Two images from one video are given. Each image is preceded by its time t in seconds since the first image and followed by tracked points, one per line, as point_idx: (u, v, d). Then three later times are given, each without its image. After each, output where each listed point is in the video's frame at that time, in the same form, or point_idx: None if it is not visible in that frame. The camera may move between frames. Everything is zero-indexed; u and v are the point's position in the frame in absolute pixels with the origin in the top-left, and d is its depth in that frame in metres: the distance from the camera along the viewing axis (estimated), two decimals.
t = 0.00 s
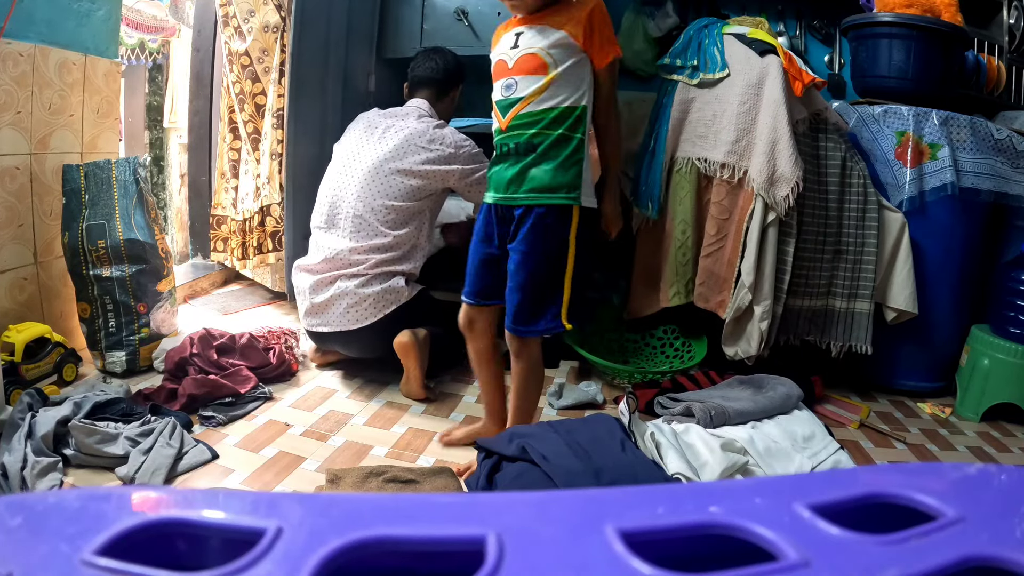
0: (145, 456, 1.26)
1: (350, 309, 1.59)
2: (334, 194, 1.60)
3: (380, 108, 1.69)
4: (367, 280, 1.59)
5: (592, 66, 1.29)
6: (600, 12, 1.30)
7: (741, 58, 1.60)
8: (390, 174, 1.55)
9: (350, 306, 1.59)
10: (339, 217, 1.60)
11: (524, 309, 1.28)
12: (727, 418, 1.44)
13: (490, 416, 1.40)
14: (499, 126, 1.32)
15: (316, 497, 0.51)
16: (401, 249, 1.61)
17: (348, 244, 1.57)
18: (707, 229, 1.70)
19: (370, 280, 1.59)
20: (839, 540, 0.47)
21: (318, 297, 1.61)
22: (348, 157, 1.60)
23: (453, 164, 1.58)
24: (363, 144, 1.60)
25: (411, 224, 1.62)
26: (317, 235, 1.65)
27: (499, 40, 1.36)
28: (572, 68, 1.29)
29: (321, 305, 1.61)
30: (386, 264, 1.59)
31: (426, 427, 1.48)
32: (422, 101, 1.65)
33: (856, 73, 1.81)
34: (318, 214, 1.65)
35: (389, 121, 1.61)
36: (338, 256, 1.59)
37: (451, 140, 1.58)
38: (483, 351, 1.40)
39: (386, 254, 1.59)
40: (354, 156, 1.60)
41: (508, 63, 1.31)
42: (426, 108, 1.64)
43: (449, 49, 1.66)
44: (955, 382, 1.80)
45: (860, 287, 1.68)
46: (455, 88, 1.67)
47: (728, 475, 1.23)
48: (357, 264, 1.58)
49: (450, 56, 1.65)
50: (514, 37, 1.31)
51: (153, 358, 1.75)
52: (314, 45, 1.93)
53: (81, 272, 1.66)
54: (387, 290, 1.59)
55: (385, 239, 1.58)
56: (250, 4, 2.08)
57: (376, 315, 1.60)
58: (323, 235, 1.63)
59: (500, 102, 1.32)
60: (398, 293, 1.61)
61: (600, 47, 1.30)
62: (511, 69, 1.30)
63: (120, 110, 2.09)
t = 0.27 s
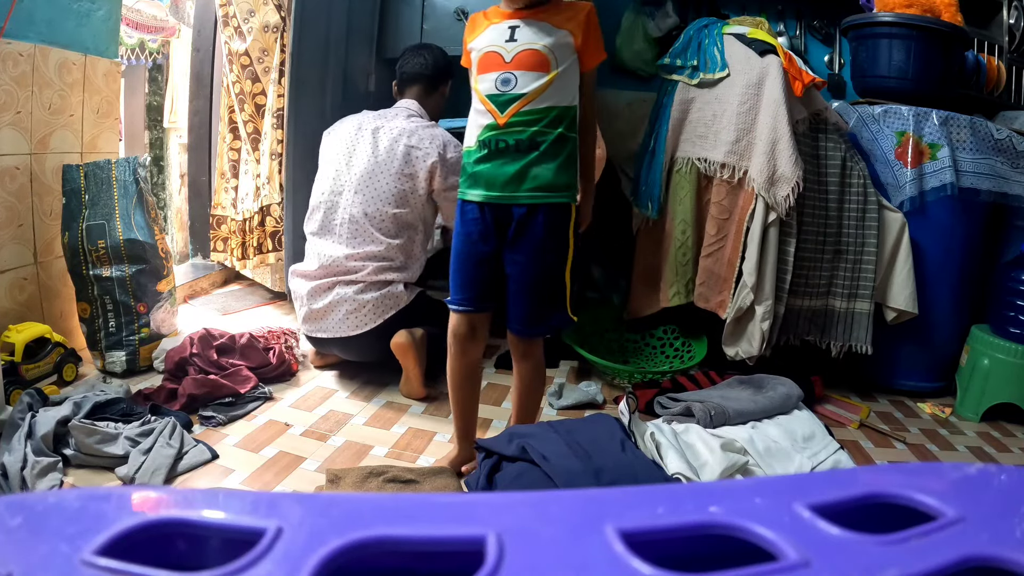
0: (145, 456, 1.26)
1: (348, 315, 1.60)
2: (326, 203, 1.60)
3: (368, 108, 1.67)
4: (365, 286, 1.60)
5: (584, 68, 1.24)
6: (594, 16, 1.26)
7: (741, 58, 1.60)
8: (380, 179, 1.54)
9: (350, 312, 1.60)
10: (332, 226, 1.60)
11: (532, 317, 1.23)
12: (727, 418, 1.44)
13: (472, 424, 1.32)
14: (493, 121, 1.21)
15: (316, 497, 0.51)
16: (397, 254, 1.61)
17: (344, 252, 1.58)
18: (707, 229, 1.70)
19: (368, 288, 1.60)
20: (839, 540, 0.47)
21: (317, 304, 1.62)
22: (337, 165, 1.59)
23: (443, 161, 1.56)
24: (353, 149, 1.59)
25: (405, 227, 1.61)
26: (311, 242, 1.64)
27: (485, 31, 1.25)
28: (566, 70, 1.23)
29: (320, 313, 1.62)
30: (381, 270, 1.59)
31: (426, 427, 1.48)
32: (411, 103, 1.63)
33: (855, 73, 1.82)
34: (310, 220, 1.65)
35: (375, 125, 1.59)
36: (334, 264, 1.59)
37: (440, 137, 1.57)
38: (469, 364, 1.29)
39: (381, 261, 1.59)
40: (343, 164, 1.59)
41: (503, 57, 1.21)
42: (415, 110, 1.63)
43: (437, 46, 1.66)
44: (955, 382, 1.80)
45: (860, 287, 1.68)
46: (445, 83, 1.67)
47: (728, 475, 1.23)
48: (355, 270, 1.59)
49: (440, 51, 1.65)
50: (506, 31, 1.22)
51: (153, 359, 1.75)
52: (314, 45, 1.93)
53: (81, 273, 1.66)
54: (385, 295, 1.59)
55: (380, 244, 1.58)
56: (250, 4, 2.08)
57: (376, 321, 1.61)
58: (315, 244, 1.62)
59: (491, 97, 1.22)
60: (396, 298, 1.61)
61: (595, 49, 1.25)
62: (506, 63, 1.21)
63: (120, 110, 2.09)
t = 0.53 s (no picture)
0: (144, 456, 1.26)
1: (347, 325, 1.61)
2: (316, 212, 1.59)
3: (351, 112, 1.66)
4: (362, 296, 1.61)
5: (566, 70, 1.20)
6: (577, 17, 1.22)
7: (741, 58, 1.60)
8: (370, 185, 1.53)
9: (346, 322, 1.61)
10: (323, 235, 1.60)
11: (519, 322, 1.20)
12: (727, 418, 1.44)
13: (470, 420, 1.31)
14: (481, 118, 1.15)
15: (316, 497, 0.51)
16: (391, 260, 1.60)
17: (337, 262, 1.58)
18: (707, 229, 1.70)
19: (367, 297, 1.61)
20: (839, 540, 0.47)
21: (314, 313, 1.62)
22: (324, 174, 1.58)
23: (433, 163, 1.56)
24: (341, 156, 1.57)
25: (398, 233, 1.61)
26: (302, 252, 1.64)
27: (470, 27, 1.18)
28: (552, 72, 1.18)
29: (318, 322, 1.62)
30: (375, 277, 1.58)
31: (426, 427, 1.48)
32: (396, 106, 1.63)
33: (855, 73, 1.82)
34: (301, 229, 1.64)
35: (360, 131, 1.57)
36: (328, 274, 1.60)
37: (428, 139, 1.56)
38: (462, 363, 1.28)
39: (375, 268, 1.58)
40: (331, 173, 1.57)
41: (491, 53, 1.15)
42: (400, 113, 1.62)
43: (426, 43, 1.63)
44: (954, 382, 1.80)
45: (859, 287, 1.68)
46: (433, 80, 1.67)
47: (727, 475, 1.23)
48: (351, 279, 1.59)
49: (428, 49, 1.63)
50: (494, 27, 1.16)
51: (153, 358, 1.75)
52: (314, 45, 1.93)
53: (81, 273, 1.66)
54: (380, 304, 1.61)
55: (374, 251, 1.57)
56: (250, 4, 2.08)
57: (373, 329, 1.62)
58: (306, 254, 1.62)
59: (476, 94, 1.15)
60: (393, 305, 1.63)
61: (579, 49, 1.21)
62: (495, 60, 1.14)
63: (120, 109, 2.09)
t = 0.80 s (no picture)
0: (144, 456, 1.26)
1: (347, 330, 1.61)
2: (308, 217, 1.59)
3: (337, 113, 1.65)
4: (360, 301, 1.61)
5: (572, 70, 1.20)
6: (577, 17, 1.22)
7: (741, 58, 1.60)
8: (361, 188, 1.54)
9: (346, 327, 1.61)
10: (316, 241, 1.60)
11: (548, 323, 1.16)
12: (727, 418, 1.44)
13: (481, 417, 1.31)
14: (498, 118, 1.12)
15: (316, 497, 0.51)
16: (386, 262, 1.60)
17: (333, 266, 1.59)
18: (706, 229, 1.70)
19: (367, 301, 1.61)
20: (839, 540, 0.47)
21: (312, 319, 1.63)
22: (315, 180, 1.58)
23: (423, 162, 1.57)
24: (331, 160, 1.58)
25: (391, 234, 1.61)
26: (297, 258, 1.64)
27: (477, 17, 1.13)
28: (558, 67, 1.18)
29: (318, 328, 1.63)
30: (372, 279, 1.59)
31: (426, 427, 1.48)
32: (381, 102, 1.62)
33: (855, 73, 1.82)
34: (295, 236, 1.64)
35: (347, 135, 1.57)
36: (325, 278, 1.60)
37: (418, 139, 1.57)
38: (467, 363, 1.27)
39: (372, 271, 1.59)
40: (321, 179, 1.58)
41: (506, 50, 1.11)
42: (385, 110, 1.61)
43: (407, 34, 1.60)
44: (954, 382, 1.80)
45: (859, 287, 1.68)
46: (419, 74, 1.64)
47: (727, 475, 1.23)
48: (348, 283, 1.60)
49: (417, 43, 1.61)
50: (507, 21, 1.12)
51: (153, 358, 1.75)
52: (314, 44, 1.93)
53: (81, 273, 1.66)
54: (380, 308, 1.61)
55: (368, 253, 1.58)
56: (250, 4, 2.08)
57: (373, 334, 1.62)
58: (300, 260, 1.62)
59: (490, 92, 1.12)
60: (393, 309, 1.63)
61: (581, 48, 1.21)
62: (510, 57, 1.11)
63: (120, 109, 2.09)
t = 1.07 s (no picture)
0: (144, 456, 1.26)
1: (347, 331, 1.61)
2: (305, 220, 1.59)
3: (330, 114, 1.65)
4: (359, 302, 1.60)
5: (617, 72, 1.16)
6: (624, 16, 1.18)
7: (741, 58, 1.60)
8: (356, 189, 1.53)
9: (346, 329, 1.61)
10: (312, 244, 1.60)
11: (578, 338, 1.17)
12: (727, 418, 1.44)
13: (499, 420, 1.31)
14: (543, 119, 1.09)
15: (316, 497, 0.51)
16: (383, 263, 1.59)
17: (329, 269, 1.58)
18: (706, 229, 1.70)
19: (366, 302, 1.61)
20: (839, 540, 0.47)
21: (311, 321, 1.63)
22: (308, 183, 1.58)
23: (417, 160, 1.56)
24: (324, 162, 1.58)
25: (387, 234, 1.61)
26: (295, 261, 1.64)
27: (521, 13, 1.09)
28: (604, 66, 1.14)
29: (318, 330, 1.63)
30: (370, 281, 1.58)
31: (426, 427, 1.48)
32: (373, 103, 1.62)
33: (855, 73, 1.82)
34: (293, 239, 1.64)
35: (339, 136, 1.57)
36: (322, 281, 1.60)
37: (410, 137, 1.56)
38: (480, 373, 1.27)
39: (369, 272, 1.58)
40: (315, 181, 1.58)
41: (553, 48, 1.08)
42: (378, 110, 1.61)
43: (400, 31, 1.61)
44: (954, 382, 1.80)
45: (859, 288, 1.68)
46: (411, 70, 1.64)
47: (727, 475, 1.23)
48: (345, 285, 1.60)
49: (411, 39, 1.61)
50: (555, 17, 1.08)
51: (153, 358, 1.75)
52: (314, 44, 1.93)
53: (81, 273, 1.66)
54: (379, 309, 1.60)
55: (364, 255, 1.57)
56: (250, 4, 2.07)
57: (374, 334, 1.62)
58: (297, 263, 1.62)
59: (536, 92, 1.09)
60: (392, 310, 1.63)
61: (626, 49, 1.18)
62: (557, 56, 1.08)
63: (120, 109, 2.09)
